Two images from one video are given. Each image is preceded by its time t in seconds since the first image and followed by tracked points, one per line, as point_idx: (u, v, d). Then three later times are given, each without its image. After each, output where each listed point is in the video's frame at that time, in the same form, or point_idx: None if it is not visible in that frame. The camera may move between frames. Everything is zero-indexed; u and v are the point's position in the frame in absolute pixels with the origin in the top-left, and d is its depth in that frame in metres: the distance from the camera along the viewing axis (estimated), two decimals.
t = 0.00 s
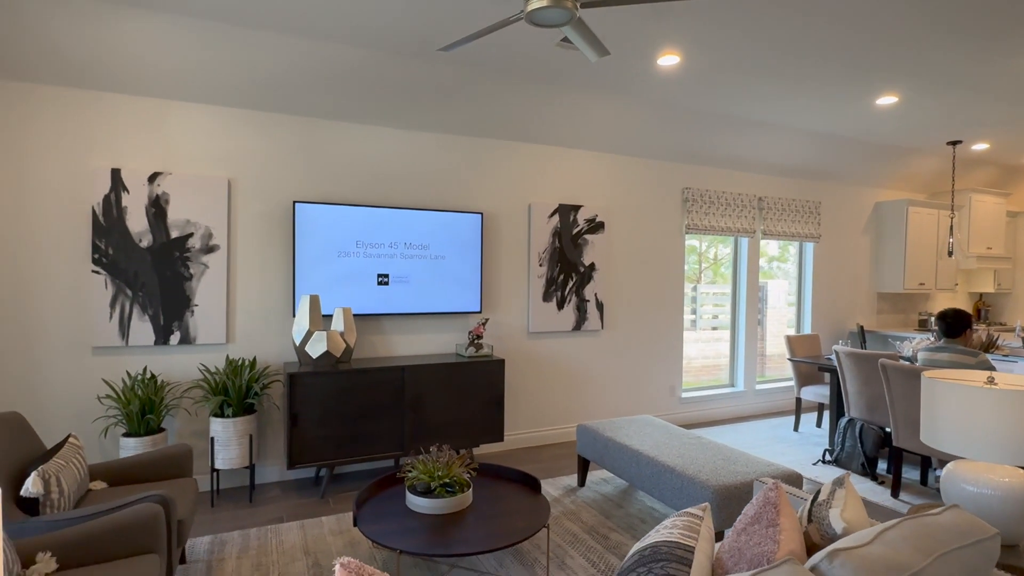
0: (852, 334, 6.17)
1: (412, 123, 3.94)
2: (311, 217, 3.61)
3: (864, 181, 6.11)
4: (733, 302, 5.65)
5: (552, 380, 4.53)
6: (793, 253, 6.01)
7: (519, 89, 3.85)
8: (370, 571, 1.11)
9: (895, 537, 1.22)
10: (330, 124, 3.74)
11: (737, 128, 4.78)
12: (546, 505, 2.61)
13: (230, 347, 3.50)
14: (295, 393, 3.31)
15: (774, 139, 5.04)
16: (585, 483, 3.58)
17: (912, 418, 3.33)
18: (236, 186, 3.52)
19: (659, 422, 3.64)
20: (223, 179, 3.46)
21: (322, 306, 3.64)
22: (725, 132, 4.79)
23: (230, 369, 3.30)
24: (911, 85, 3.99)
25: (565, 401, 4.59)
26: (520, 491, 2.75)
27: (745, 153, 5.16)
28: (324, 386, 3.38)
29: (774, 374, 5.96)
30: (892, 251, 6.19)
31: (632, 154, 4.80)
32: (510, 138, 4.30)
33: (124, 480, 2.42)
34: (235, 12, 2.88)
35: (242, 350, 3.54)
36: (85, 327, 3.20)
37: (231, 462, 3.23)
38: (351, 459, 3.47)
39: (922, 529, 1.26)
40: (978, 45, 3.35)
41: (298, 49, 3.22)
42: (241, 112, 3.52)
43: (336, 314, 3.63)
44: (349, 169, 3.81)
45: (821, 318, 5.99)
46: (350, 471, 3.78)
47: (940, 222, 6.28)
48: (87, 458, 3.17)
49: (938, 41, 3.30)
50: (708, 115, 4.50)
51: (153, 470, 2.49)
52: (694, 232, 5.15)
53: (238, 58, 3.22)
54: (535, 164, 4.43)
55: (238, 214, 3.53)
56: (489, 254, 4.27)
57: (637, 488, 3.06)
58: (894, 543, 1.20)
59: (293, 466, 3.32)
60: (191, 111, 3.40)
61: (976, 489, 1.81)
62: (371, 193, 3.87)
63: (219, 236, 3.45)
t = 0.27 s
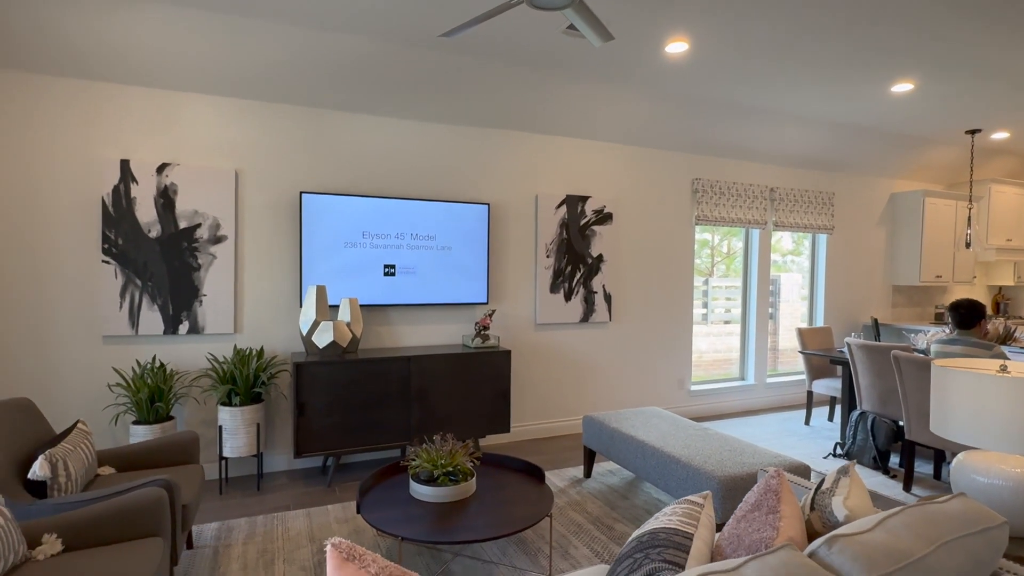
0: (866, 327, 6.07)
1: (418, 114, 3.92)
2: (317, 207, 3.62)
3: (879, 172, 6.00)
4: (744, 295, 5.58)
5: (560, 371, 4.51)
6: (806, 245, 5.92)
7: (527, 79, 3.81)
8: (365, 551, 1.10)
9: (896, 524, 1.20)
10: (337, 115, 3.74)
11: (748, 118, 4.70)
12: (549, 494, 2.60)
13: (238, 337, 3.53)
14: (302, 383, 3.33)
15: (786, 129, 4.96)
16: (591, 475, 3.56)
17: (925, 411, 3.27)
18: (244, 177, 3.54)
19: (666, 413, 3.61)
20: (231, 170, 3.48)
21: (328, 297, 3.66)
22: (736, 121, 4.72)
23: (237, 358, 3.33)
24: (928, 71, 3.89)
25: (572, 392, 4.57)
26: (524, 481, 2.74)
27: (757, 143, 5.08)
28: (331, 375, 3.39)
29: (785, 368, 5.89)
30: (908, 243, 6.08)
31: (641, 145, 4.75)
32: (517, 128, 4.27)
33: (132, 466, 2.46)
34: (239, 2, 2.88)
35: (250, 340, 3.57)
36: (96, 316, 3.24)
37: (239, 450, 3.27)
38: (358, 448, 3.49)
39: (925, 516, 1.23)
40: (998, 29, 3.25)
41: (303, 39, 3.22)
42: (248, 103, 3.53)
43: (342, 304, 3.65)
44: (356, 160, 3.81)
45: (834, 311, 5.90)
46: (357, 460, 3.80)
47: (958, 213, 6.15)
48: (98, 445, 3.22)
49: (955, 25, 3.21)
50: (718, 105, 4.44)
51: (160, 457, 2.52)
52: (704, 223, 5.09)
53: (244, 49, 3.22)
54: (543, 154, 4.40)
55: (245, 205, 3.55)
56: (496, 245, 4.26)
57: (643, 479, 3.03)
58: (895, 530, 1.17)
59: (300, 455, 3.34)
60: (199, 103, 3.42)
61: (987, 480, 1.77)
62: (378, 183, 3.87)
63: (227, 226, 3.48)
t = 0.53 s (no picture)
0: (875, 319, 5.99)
1: (420, 101, 3.88)
2: (318, 195, 3.59)
3: (889, 161, 5.90)
4: (750, 286, 5.52)
5: (563, 362, 4.48)
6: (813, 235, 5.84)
7: (530, 66, 3.74)
8: (351, 534, 1.07)
9: (903, 509, 1.15)
10: (337, 102, 3.70)
11: (755, 106, 4.61)
12: (550, 483, 2.57)
13: (239, 326, 3.52)
14: (302, 371, 3.31)
15: (794, 117, 4.87)
16: (593, 465, 3.53)
17: (934, 402, 3.21)
18: (244, 165, 3.51)
19: (669, 403, 3.57)
20: (231, 157, 3.45)
21: (329, 285, 3.64)
22: (743, 109, 4.64)
23: (238, 347, 3.31)
24: (940, 57, 3.79)
25: (576, 383, 4.53)
26: (524, 469, 2.71)
27: (764, 131, 5.00)
28: (331, 364, 3.37)
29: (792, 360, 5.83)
30: (919, 234, 5.98)
31: (646, 133, 4.68)
32: (520, 116, 4.22)
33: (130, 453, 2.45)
34: None
35: (251, 328, 3.55)
36: (96, 304, 3.23)
37: (240, 438, 3.26)
38: (359, 437, 3.47)
39: (932, 501, 1.19)
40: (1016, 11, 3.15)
41: (301, 25, 3.17)
42: (247, 90, 3.49)
43: (343, 293, 3.62)
44: (356, 147, 3.77)
45: (842, 302, 5.83)
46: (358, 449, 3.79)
47: (970, 203, 6.04)
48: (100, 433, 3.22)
49: (969, 7, 3.11)
50: (725, 93, 4.36)
51: (158, 445, 2.50)
52: (709, 213, 5.02)
53: (242, 35, 3.18)
54: (546, 143, 4.35)
55: (245, 193, 3.52)
56: (498, 234, 4.22)
57: (645, 469, 3.00)
58: (901, 516, 1.13)
59: (300, 443, 3.33)
60: (198, 90, 3.39)
61: (998, 468, 1.72)
62: (379, 171, 3.83)
63: (227, 214, 3.45)
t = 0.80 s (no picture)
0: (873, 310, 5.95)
1: (412, 88, 3.82)
2: (308, 184, 3.54)
3: (888, 151, 5.85)
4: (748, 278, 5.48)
5: (558, 352, 4.44)
6: (811, 226, 5.79)
7: (523, 53, 3.68)
8: (322, 521, 1.03)
9: (894, 496, 1.12)
10: (328, 89, 3.65)
11: (753, 94, 4.55)
12: (541, 473, 2.53)
13: (229, 316, 3.48)
14: (292, 361, 3.27)
15: (793, 106, 4.80)
16: (587, 456, 3.50)
17: (931, 391, 3.18)
18: (232, 153, 3.46)
19: (664, 394, 3.53)
20: (219, 145, 3.40)
21: (320, 275, 3.59)
22: (741, 97, 4.57)
23: (227, 337, 3.27)
24: (941, 44, 3.72)
25: (571, 374, 4.50)
26: (515, 460, 2.67)
27: (762, 120, 4.94)
28: (322, 354, 3.34)
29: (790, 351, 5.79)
30: (917, 224, 5.93)
31: (642, 121, 4.63)
32: (514, 104, 4.16)
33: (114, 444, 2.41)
34: None
35: (241, 318, 3.51)
36: (83, 293, 3.19)
37: (229, 429, 3.22)
38: (350, 428, 3.44)
39: (925, 488, 1.15)
40: None
41: (289, 9, 3.11)
42: (235, 76, 3.43)
43: (334, 283, 3.58)
44: (347, 135, 3.72)
45: (840, 293, 5.79)
46: (350, 440, 3.76)
47: (969, 193, 6.00)
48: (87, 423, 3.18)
49: None
50: (722, 80, 4.30)
51: (143, 435, 2.47)
52: (706, 203, 4.97)
53: (229, 19, 3.11)
54: (541, 131, 4.29)
55: (234, 181, 3.47)
56: (492, 223, 4.17)
57: (638, 460, 2.97)
58: (892, 502, 1.09)
59: (291, 434, 3.30)
60: (185, 75, 3.33)
61: (993, 456, 1.68)
62: (370, 159, 3.78)
63: (216, 203, 3.41)
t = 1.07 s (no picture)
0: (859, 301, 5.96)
1: (393, 73, 3.73)
2: (286, 171, 3.46)
3: (876, 142, 5.85)
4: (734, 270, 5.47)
5: (543, 344, 4.40)
6: (798, 217, 5.78)
7: (507, 39, 3.60)
8: (274, 515, 0.98)
9: (873, 484, 1.08)
10: (306, 74, 3.56)
11: (740, 83, 4.51)
12: (522, 464, 2.49)
13: (205, 307, 3.40)
14: (270, 353, 3.20)
15: (780, 95, 4.77)
16: (571, 448, 3.46)
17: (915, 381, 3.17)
18: (208, 139, 3.37)
19: (649, 385, 3.50)
20: (193, 131, 3.31)
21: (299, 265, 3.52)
22: (728, 87, 4.53)
23: (203, 328, 3.19)
24: (928, 33, 3.68)
25: (556, 365, 4.46)
26: (496, 452, 2.63)
27: (749, 110, 4.90)
28: (301, 345, 3.27)
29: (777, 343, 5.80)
30: (904, 215, 5.94)
31: (629, 110, 4.57)
32: (498, 91, 4.08)
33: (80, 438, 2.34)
34: None
35: (218, 309, 3.44)
36: (53, 283, 3.10)
37: (206, 423, 3.15)
38: (330, 421, 3.38)
39: (905, 476, 1.12)
40: None
41: None
42: (210, 60, 3.33)
43: (313, 273, 3.50)
44: (327, 122, 3.63)
45: (827, 285, 5.79)
46: (332, 433, 3.70)
47: (955, 185, 6.02)
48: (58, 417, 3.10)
49: None
50: (710, 69, 4.25)
51: (111, 429, 2.39)
52: (693, 193, 4.94)
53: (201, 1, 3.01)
54: (526, 119, 4.23)
55: (210, 168, 3.38)
56: (476, 213, 4.11)
57: (621, 451, 2.93)
58: (871, 491, 1.06)
59: (269, 427, 3.23)
60: (157, 59, 3.23)
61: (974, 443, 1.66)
62: (351, 147, 3.70)
63: (191, 191, 3.32)
